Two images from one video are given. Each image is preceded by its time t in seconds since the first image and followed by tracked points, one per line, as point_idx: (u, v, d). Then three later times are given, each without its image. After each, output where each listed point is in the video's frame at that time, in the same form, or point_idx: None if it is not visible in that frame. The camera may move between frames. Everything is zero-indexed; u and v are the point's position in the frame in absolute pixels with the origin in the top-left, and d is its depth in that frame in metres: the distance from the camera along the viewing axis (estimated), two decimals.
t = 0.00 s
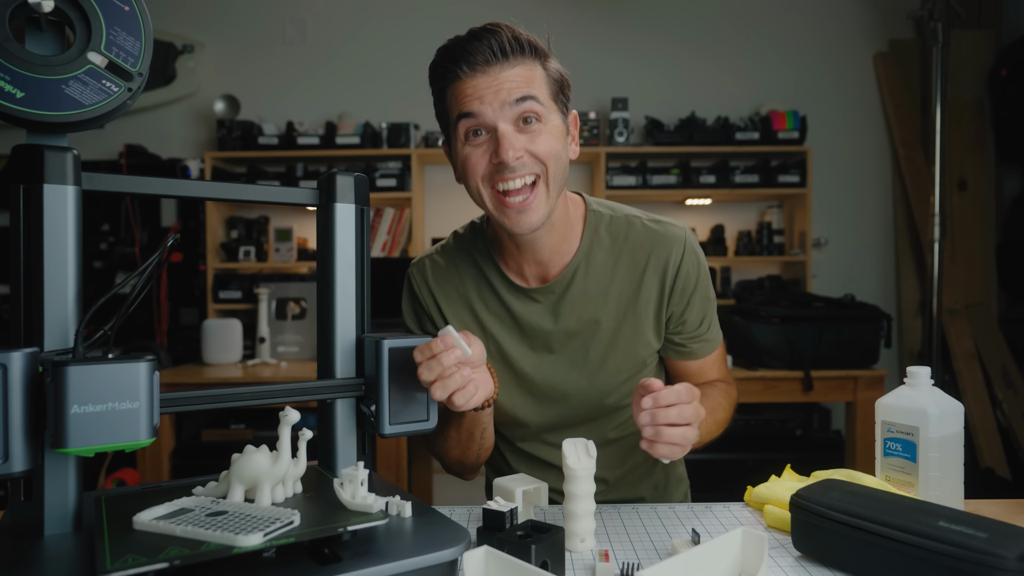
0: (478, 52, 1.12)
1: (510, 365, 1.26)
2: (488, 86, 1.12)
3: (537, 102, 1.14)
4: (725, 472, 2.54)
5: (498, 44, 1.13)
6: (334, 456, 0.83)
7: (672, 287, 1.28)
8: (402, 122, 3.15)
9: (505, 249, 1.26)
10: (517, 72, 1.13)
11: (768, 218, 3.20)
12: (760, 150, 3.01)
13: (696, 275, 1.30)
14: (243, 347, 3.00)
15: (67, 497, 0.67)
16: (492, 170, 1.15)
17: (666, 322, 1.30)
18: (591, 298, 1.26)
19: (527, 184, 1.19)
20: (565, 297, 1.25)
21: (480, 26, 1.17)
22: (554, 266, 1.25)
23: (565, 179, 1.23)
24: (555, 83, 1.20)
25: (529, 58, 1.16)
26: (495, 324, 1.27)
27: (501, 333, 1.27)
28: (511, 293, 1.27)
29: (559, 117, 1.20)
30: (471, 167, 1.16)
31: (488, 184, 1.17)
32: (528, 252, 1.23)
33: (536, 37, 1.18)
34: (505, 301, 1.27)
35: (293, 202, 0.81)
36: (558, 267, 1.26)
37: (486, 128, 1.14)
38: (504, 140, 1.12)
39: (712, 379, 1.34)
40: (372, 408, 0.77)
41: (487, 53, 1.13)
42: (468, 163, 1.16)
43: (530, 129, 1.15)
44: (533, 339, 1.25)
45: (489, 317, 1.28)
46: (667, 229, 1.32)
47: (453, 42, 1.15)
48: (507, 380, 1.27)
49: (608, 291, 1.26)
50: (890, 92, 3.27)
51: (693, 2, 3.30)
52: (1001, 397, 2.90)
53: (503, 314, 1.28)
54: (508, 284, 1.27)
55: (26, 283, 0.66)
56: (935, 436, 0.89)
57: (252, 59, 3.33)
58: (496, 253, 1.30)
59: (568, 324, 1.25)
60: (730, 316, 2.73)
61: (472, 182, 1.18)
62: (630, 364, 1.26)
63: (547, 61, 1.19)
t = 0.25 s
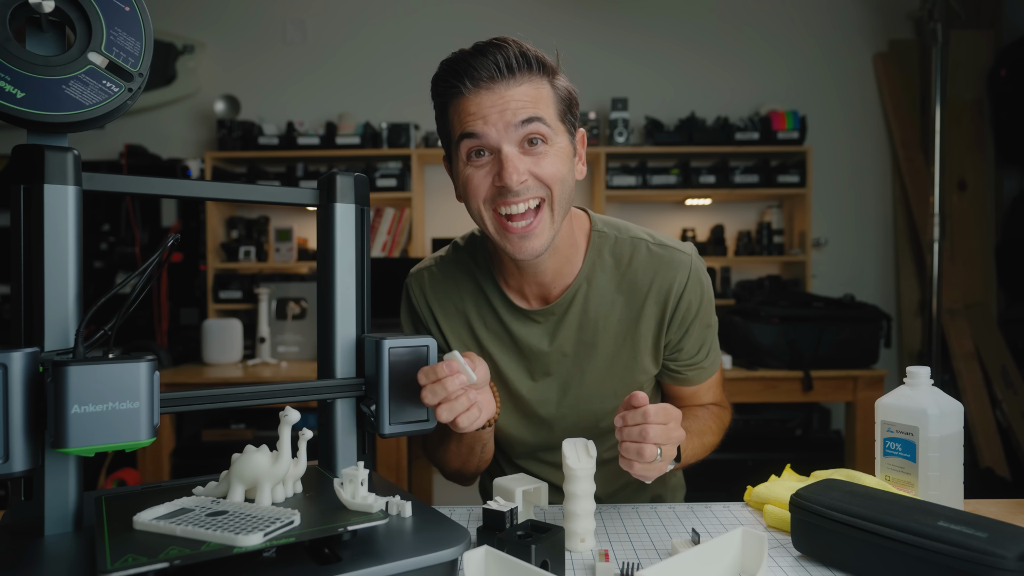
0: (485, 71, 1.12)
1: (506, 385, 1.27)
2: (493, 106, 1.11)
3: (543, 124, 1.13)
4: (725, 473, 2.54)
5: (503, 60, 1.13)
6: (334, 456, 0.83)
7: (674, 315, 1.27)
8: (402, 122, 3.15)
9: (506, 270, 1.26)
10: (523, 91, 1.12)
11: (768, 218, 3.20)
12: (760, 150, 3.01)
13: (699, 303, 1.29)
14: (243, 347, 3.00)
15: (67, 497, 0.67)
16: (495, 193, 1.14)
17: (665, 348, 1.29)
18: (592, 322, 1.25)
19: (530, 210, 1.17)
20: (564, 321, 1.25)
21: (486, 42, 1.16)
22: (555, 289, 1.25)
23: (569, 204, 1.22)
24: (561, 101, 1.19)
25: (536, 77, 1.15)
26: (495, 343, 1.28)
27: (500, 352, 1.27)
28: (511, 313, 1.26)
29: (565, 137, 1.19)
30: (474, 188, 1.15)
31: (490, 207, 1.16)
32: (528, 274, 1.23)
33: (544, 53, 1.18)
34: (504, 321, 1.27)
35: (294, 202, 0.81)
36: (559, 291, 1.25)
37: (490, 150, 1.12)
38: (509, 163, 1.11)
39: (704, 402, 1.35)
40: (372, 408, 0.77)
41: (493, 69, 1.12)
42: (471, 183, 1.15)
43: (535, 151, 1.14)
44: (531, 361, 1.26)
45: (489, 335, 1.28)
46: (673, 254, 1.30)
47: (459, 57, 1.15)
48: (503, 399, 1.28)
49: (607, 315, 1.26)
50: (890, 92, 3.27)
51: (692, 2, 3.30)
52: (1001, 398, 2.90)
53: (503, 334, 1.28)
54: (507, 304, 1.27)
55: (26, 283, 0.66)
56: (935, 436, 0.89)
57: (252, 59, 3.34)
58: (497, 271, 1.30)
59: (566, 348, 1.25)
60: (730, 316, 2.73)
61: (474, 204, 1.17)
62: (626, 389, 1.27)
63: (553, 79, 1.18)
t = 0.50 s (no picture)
0: (492, 68, 1.12)
1: (509, 383, 1.26)
2: (499, 103, 1.11)
3: (549, 122, 1.13)
4: (725, 473, 2.54)
5: (509, 59, 1.13)
6: (334, 456, 0.83)
7: (677, 311, 1.27)
8: (402, 122, 3.15)
9: (511, 266, 1.26)
10: (530, 89, 1.13)
11: (768, 218, 3.20)
12: (760, 150, 3.01)
13: (700, 300, 1.30)
14: (243, 347, 3.00)
15: (67, 497, 0.67)
16: (502, 191, 1.13)
17: (666, 345, 1.30)
18: (595, 318, 1.26)
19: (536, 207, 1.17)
20: (568, 317, 1.25)
21: (492, 40, 1.16)
22: (560, 285, 1.26)
23: (574, 202, 1.22)
24: (567, 100, 1.20)
25: (542, 75, 1.15)
26: (497, 341, 1.28)
27: (503, 350, 1.27)
28: (514, 309, 1.27)
29: (571, 135, 1.19)
30: (479, 186, 1.15)
31: (496, 205, 1.15)
32: (535, 271, 1.23)
33: (551, 51, 1.18)
34: (507, 318, 1.27)
35: (294, 202, 0.81)
36: (564, 287, 1.26)
37: (496, 147, 1.12)
38: (515, 161, 1.11)
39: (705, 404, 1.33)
40: (372, 408, 0.77)
41: (499, 67, 1.13)
42: (477, 182, 1.15)
43: (542, 150, 1.14)
44: (534, 358, 1.26)
45: (492, 333, 1.29)
46: (674, 251, 1.30)
47: (465, 54, 1.15)
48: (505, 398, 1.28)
49: (610, 312, 1.26)
50: (890, 92, 3.28)
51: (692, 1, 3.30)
52: (1001, 398, 2.90)
53: (506, 331, 1.28)
54: (511, 301, 1.27)
55: (26, 283, 0.66)
56: (935, 435, 0.89)
57: (252, 58, 3.34)
58: (500, 268, 1.30)
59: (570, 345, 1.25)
60: (730, 316, 2.73)
61: (479, 202, 1.16)
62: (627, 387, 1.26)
63: (560, 77, 1.19)
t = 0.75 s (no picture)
0: (498, 49, 1.15)
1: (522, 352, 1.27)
2: (504, 83, 1.14)
3: (552, 99, 1.15)
4: (725, 472, 2.54)
5: (514, 41, 1.15)
6: (334, 456, 0.83)
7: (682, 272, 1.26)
8: (402, 122, 3.15)
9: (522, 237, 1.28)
10: (533, 69, 1.15)
11: (768, 218, 3.20)
12: (760, 150, 3.01)
13: (708, 263, 1.28)
14: (243, 346, 3.00)
15: (67, 498, 0.67)
16: (508, 166, 1.16)
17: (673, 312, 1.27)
18: (603, 284, 1.26)
19: (545, 179, 1.17)
20: (578, 283, 1.26)
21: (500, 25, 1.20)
22: (571, 251, 1.27)
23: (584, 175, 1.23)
24: (572, 80, 1.21)
25: (547, 55, 1.17)
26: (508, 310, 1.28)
27: (515, 319, 1.28)
28: (525, 278, 1.28)
29: (577, 113, 1.21)
30: (490, 164, 1.18)
31: (505, 179, 1.17)
32: (547, 238, 1.25)
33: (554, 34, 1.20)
34: (520, 286, 1.28)
35: (293, 202, 0.81)
36: (575, 252, 1.27)
37: (503, 125, 1.16)
38: (519, 137, 1.14)
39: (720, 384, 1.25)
40: (372, 408, 0.77)
41: (504, 49, 1.15)
42: (487, 160, 1.18)
43: (547, 126, 1.16)
44: (546, 325, 1.26)
45: (503, 303, 1.29)
46: (680, 217, 1.31)
47: (472, 39, 1.18)
48: (519, 369, 1.27)
49: (618, 277, 1.27)
50: (890, 92, 3.28)
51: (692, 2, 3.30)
52: (1001, 397, 2.90)
53: (517, 301, 1.29)
54: (522, 270, 1.29)
55: (26, 283, 0.66)
56: (935, 436, 0.89)
57: (253, 59, 3.34)
58: (512, 241, 1.32)
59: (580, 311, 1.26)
60: (730, 316, 2.73)
61: (491, 178, 1.19)
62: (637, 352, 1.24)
63: (565, 59, 1.20)
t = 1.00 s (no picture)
0: (509, 36, 1.17)
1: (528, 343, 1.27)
2: (516, 68, 1.16)
3: (562, 84, 1.17)
4: (725, 473, 2.54)
5: (525, 30, 1.16)
6: (334, 456, 0.83)
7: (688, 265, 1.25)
8: (402, 122, 3.15)
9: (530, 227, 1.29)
10: (544, 55, 1.17)
11: (768, 218, 3.20)
12: (760, 150, 3.01)
13: (715, 257, 1.27)
14: (243, 346, 3.00)
15: (68, 498, 0.67)
16: (520, 148, 1.17)
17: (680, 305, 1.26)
18: (610, 277, 1.26)
19: (556, 161, 1.19)
20: (584, 276, 1.26)
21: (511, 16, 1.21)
22: (578, 242, 1.27)
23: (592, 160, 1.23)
24: (581, 67, 1.22)
25: (556, 44, 1.19)
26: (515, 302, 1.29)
27: (522, 311, 1.28)
28: (534, 272, 1.28)
29: (585, 100, 1.22)
30: (502, 147, 1.19)
31: (516, 162, 1.18)
32: (554, 227, 1.25)
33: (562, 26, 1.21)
34: (528, 279, 1.29)
35: (293, 201, 0.81)
36: (582, 244, 1.28)
37: (514, 108, 1.17)
38: (531, 120, 1.15)
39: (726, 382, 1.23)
40: (372, 408, 0.77)
41: (516, 38, 1.16)
42: (499, 143, 1.19)
43: (557, 110, 1.17)
44: (552, 317, 1.26)
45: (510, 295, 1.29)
46: (688, 213, 1.30)
47: (485, 29, 1.18)
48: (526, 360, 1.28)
49: (624, 269, 1.26)
50: (890, 92, 3.28)
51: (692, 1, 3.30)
52: (1001, 397, 2.90)
53: (524, 293, 1.29)
54: (531, 262, 1.29)
55: (26, 283, 0.66)
56: (935, 436, 0.89)
57: (253, 59, 3.34)
58: (521, 234, 1.33)
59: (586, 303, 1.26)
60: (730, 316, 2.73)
61: (502, 162, 1.20)
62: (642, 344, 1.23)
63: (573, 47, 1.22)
